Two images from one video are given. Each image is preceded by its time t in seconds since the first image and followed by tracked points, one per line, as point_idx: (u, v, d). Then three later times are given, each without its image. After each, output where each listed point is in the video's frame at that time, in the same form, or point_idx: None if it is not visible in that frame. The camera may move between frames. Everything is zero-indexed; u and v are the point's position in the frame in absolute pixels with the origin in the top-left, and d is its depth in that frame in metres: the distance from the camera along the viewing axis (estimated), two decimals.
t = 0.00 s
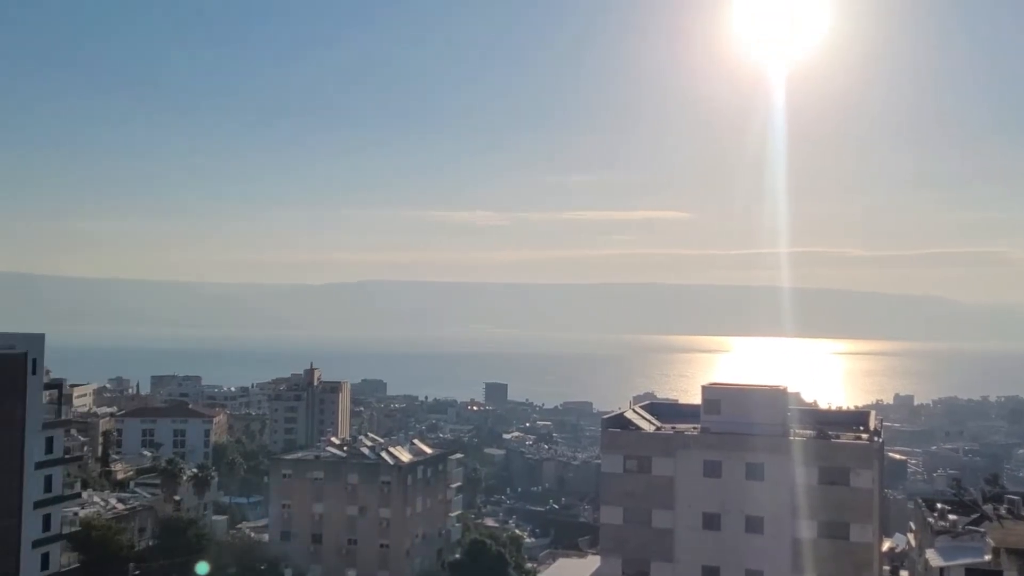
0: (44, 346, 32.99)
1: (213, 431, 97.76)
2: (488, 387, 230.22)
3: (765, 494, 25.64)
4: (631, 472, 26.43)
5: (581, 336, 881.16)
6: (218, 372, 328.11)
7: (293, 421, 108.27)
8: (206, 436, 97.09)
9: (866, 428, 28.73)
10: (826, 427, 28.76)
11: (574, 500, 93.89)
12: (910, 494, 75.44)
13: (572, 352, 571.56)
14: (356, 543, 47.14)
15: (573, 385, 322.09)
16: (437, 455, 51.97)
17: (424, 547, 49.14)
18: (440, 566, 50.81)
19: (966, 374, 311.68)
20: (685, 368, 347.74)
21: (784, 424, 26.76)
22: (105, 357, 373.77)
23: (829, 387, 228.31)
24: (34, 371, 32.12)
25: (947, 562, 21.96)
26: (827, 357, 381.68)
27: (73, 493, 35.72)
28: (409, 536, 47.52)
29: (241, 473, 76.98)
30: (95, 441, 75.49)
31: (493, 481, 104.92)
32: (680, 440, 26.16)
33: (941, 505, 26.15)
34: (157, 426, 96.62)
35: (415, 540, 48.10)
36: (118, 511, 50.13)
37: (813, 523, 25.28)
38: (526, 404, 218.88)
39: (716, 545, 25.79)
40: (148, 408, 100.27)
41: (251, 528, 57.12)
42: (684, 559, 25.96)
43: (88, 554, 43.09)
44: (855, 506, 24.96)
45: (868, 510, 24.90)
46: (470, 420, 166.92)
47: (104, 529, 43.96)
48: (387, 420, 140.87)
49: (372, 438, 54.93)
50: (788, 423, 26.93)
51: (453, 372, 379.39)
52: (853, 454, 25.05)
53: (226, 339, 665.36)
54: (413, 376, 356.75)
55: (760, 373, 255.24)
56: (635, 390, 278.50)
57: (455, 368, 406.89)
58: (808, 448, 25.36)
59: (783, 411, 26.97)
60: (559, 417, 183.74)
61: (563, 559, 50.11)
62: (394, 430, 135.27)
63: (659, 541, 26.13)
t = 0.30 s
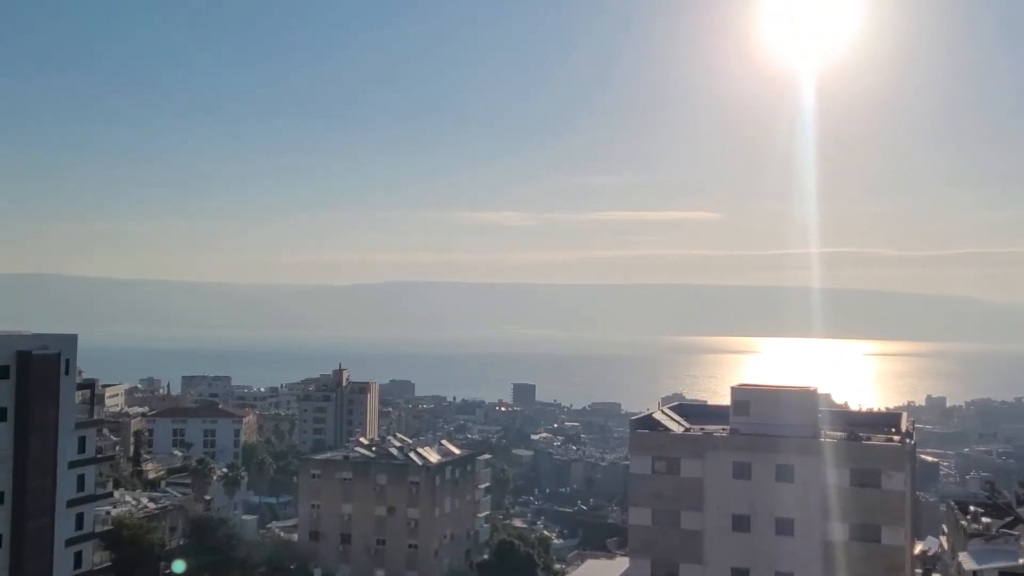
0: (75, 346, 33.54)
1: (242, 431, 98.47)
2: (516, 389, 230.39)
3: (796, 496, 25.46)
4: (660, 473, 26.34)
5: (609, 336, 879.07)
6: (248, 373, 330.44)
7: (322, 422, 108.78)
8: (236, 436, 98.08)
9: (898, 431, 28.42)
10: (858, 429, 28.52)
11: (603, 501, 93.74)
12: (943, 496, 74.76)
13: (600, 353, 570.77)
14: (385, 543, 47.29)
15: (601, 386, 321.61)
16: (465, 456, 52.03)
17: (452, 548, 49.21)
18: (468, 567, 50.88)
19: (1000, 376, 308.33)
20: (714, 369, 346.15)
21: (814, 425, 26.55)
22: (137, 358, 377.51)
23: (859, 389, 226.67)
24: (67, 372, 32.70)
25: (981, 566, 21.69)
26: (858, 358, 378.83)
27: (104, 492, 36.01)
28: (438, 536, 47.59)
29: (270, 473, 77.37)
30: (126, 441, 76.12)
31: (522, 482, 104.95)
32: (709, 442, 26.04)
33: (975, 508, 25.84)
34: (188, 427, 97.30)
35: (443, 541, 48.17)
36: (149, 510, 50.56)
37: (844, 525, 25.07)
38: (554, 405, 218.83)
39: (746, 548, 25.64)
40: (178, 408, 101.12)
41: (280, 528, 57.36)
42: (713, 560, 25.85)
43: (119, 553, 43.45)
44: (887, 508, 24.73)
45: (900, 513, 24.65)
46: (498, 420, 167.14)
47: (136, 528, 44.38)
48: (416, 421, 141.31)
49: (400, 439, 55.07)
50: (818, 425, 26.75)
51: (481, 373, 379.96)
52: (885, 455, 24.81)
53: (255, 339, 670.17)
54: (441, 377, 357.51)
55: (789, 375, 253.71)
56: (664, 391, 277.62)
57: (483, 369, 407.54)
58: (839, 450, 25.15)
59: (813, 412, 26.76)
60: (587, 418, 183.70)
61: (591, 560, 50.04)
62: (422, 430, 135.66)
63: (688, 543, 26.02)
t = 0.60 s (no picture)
0: (100, 347, 33.86)
1: (264, 431, 98.97)
2: (537, 390, 230.42)
3: (819, 498, 25.33)
4: (682, 475, 26.26)
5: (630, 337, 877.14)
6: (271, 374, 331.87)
7: (344, 422, 109.17)
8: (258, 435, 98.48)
9: (921, 433, 28.26)
10: (881, 431, 28.36)
11: (624, 502, 93.62)
12: (967, 499, 74.23)
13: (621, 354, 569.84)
14: (405, 543, 47.31)
15: (623, 387, 321.08)
16: (486, 457, 52.05)
17: (473, 549, 49.22)
18: (489, 568, 50.90)
19: None
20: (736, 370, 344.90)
21: (837, 426, 26.42)
22: (159, 359, 380.05)
23: (882, 390, 225.14)
24: (91, 372, 33.02)
25: (1005, 569, 21.52)
26: (882, 360, 376.40)
27: (128, 491, 36.24)
28: (458, 537, 47.57)
29: (292, 473, 77.70)
30: (149, 441, 76.67)
31: (543, 483, 104.91)
32: (730, 443, 25.96)
33: (1000, 511, 25.61)
34: (210, 427, 97.85)
35: (464, 541, 48.17)
36: (172, 510, 50.89)
37: (868, 528, 24.91)
38: (575, 407, 218.59)
39: (768, 550, 25.55)
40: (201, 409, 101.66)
41: (302, 528, 57.54)
42: (735, 563, 25.74)
43: (141, 552, 43.76)
44: (911, 511, 24.52)
45: (924, 516, 24.47)
46: (519, 422, 167.31)
47: (158, 528, 44.72)
48: (437, 421, 141.52)
49: (421, 439, 55.16)
50: (841, 426, 26.58)
51: (501, 374, 380.21)
52: (908, 458, 24.64)
53: (276, 340, 673.28)
54: (462, 378, 358.02)
55: (811, 376, 252.40)
56: (685, 393, 276.45)
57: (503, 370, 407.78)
58: (862, 452, 25.02)
59: (835, 413, 26.62)
60: (608, 420, 183.52)
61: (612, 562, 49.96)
62: (443, 431, 135.80)
63: (710, 545, 25.93)
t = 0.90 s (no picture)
0: (115, 347, 33.89)
1: (278, 432, 99.10)
2: (551, 391, 230.10)
3: (836, 501, 25.14)
4: (698, 477, 26.08)
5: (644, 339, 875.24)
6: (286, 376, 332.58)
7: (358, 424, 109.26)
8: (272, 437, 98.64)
9: (939, 435, 28.05)
10: (898, 433, 28.16)
11: (640, 505, 93.40)
12: (986, 502, 73.68)
13: (635, 355, 568.57)
14: (420, 545, 47.25)
15: (637, 389, 320.43)
16: (501, 459, 51.94)
17: (487, 551, 49.13)
18: (504, 570, 50.81)
19: None
20: (751, 372, 343.88)
21: (854, 428, 26.24)
22: (175, 361, 381.66)
23: (899, 392, 223.70)
24: (107, 373, 33.07)
25: None
26: (898, 362, 374.64)
27: (143, 491, 36.26)
28: (472, 539, 47.50)
29: (306, 475, 77.77)
30: (164, 443, 76.84)
31: (557, 485, 104.67)
32: (747, 445, 25.77)
33: (1019, 515, 25.37)
34: (224, 428, 98.07)
35: (479, 544, 48.10)
36: (186, 511, 50.93)
37: (887, 531, 24.70)
38: (590, 408, 218.08)
39: (785, 553, 25.36)
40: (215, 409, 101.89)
41: (316, 529, 57.55)
42: (752, 565, 25.55)
43: (156, 553, 43.81)
44: (929, 514, 24.32)
45: (942, 519, 24.26)
46: (534, 423, 167.11)
47: (172, 529, 44.78)
48: (451, 423, 141.54)
49: (435, 441, 55.12)
50: (858, 428, 26.38)
51: (515, 376, 379.88)
52: (926, 461, 24.43)
53: (290, 342, 674.99)
54: (476, 380, 357.90)
55: (827, 378, 251.13)
56: (701, 395, 275.56)
57: (518, 371, 407.36)
58: (880, 454, 24.82)
59: (852, 415, 26.42)
60: (623, 421, 183.06)
61: (627, 564, 49.81)
62: (457, 433, 135.81)
63: (726, 548, 25.76)
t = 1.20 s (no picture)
0: (128, 348, 33.96)
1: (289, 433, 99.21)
2: (563, 393, 229.71)
3: (850, 503, 25.00)
4: (710, 479, 26.00)
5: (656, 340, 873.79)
6: (299, 376, 333.68)
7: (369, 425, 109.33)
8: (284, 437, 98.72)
9: (954, 437, 27.86)
10: (914, 435, 27.98)
11: (652, 506, 93.23)
12: (1002, 504, 73.25)
13: (647, 356, 567.54)
14: (431, 546, 47.22)
15: (650, 390, 319.74)
16: (512, 460, 51.88)
17: (499, 552, 49.08)
18: (516, 572, 50.75)
19: None
20: (764, 373, 343.00)
21: (867, 429, 26.08)
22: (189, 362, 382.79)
23: (913, 394, 222.91)
24: (119, 373, 33.14)
25: None
26: (912, 363, 372.91)
27: (156, 492, 36.31)
28: (484, 541, 47.47)
29: (318, 475, 77.84)
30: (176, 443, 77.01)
31: (569, 487, 104.55)
32: (759, 447, 25.67)
33: None
34: (236, 429, 98.29)
35: (491, 545, 48.08)
36: (198, 512, 51.02)
37: (900, 533, 24.54)
38: (602, 409, 218.06)
39: (798, 554, 25.23)
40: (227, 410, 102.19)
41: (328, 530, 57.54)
42: (765, 567, 25.45)
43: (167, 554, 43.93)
44: (943, 516, 24.17)
45: (957, 521, 24.09)
46: (546, 424, 166.97)
47: (185, 531, 44.88)
48: (462, 424, 141.57)
49: (446, 442, 55.13)
50: (872, 430, 26.24)
51: (527, 377, 379.68)
52: (940, 462, 24.28)
53: (303, 343, 676.96)
54: (489, 381, 357.63)
55: (841, 379, 250.19)
56: (713, 396, 274.71)
57: (530, 372, 406.95)
58: (893, 457, 24.68)
59: (867, 416, 26.30)
60: (635, 423, 182.77)
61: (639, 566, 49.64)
62: (468, 434, 135.83)
63: (738, 549, 25.65)
